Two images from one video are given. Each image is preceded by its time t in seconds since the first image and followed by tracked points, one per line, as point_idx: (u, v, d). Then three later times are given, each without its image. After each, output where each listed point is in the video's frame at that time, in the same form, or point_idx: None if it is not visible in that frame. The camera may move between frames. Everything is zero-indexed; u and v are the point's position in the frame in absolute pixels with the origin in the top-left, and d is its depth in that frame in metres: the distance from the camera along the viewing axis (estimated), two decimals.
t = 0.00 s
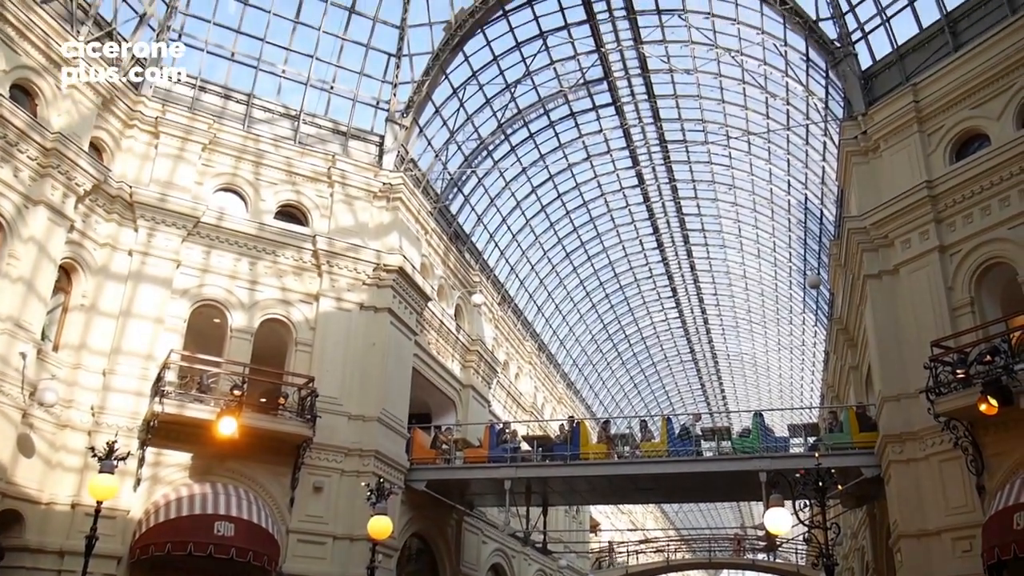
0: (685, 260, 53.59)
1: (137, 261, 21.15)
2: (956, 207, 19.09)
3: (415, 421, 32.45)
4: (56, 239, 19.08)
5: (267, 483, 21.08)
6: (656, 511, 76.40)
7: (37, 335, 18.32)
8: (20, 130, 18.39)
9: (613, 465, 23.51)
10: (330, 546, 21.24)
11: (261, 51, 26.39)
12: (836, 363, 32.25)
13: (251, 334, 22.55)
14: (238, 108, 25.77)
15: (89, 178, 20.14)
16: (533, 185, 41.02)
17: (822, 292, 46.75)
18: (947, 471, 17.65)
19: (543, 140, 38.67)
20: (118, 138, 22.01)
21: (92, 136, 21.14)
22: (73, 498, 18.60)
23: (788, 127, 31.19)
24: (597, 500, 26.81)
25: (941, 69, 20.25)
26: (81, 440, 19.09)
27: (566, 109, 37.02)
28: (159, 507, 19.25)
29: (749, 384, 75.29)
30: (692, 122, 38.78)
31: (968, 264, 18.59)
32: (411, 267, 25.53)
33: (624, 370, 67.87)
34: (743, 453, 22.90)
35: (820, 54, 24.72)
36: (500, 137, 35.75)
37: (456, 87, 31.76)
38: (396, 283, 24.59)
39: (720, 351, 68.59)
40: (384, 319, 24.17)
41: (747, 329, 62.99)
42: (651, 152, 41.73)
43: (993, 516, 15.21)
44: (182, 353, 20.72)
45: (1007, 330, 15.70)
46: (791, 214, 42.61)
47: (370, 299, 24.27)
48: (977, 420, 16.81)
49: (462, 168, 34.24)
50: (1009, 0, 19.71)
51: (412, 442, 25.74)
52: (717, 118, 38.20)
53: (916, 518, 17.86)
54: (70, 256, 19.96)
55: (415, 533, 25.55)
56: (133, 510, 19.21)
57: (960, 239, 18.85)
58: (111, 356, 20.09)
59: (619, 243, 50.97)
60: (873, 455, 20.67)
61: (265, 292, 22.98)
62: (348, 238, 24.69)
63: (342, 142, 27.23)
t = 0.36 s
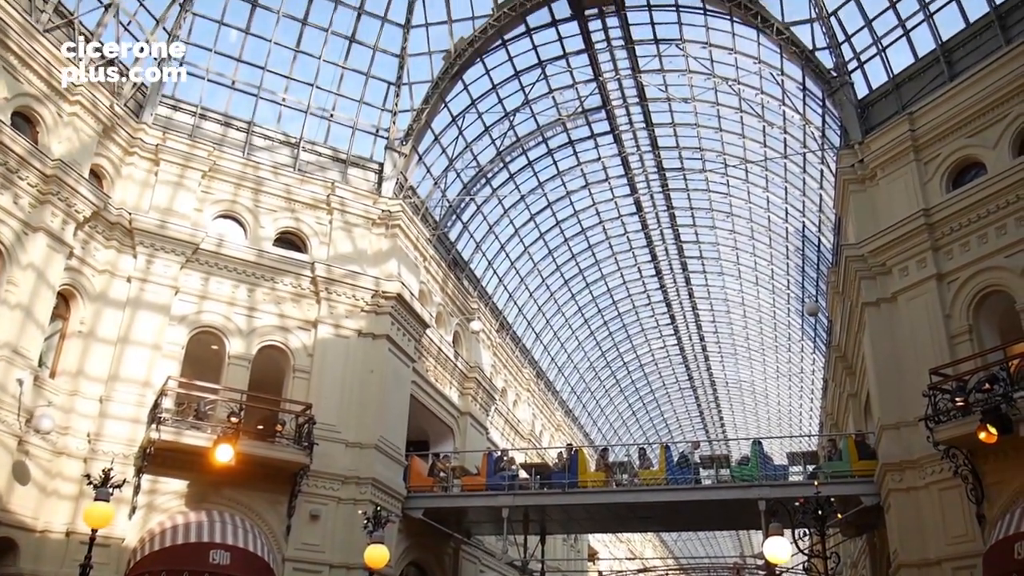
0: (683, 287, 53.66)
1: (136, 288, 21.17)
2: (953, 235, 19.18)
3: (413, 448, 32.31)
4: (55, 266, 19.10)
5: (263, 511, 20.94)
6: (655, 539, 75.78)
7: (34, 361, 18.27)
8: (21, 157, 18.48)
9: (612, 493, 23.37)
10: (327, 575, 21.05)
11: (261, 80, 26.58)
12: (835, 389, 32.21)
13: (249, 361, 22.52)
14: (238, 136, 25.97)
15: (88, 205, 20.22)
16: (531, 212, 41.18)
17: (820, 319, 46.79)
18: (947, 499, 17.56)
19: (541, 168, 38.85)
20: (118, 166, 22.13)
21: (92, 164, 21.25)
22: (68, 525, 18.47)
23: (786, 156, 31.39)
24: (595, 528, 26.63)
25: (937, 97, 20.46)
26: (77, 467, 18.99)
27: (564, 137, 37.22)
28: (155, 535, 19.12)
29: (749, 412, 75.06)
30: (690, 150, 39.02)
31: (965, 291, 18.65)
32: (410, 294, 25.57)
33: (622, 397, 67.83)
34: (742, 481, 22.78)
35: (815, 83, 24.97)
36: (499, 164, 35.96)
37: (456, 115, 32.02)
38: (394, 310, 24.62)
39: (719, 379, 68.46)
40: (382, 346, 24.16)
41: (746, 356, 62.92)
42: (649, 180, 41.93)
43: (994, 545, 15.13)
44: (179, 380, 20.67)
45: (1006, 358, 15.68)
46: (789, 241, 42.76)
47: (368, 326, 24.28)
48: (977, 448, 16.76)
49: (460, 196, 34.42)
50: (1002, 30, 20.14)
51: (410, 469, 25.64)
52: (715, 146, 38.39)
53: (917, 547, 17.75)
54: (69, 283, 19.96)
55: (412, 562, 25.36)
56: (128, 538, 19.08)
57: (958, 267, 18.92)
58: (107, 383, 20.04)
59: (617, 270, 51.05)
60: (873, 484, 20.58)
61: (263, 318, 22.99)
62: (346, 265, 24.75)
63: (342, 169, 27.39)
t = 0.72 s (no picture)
0: (683, 315, 53.69)
1: (134, 315, 21.18)
2: (952, 263, 19.25)
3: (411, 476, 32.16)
4: (54, 293, 19.10)
5: (260, 541, 20.77)
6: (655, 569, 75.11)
7: (31, 390, 18.20)
8: (21, 185, 18.56)
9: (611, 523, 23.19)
10: None
11: (263, 108, 26.81)
12: (834, 418, 32.13)
13: (247, 389, 22.46)
14: (238, 164, 26.14)
15: (88, 233, 20.27)
16: (530, 240, 41.31)
17: (819, 348, 46.74)
18: (948, 529, 17.44)
19: (541, 196, 39.04)
20: (118, 193, 22.23)
21: (93, 192, 21.35)
22: (62, 554, 18.33)
23: (784, 185, 31.55)
24: (594, 558, 26.41)
25: (934, 127, 20.64)
26: (73, 496, 18.86)
27: (563, 165, 37.41)
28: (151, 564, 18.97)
29: (748, 441, 74.76)
30: (689, 179, 39.23)
31: (965, 320, 18.67)
32: (409, 323, 25.56)
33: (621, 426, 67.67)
34: (742, 511, 22.62)
35: (813, 113, 25.16)
36: (498, 193, 36.14)
37: (455, 144, 32.26)
38: (393, 337, 24.60)
39: (718, 408, 68.25)
40: (380, 374, 24.11)
41: (745, 385, 62.77)
42: (648, 209, 42.08)
43: None
44: (176, 409, 20.60)
45: (1006, 388, 15.64)
46: (788, 270, 42.84)
47: (367, 354, 24.24)
48: (977, 478, 16.69)
49: (460, 224, 34.55)
50: (998, 61, 20.43)
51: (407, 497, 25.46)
52: (713, 175, 38.58)
53: None
54: (68, 310, 19.95)
55: None
56: (123, 567, 18.93)
57: (957, 296, 18.95)
58: (105, 411, 19.97)
59: (616, 299, 51.10)
60: (874, 514, 20.46)
61: (262, 346, 22.96)
62: (346, 293, 24.77)
63: (342, 198, 27.52)
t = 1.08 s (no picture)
0: (682, 345, 53.61)
1: (133, 344, 21.17)
2: (951, 293, 19.29)
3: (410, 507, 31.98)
4: (53, 321, 19.11)
5: (256, 572, 20.57)
6: None
7: (28, 418, 18.14)
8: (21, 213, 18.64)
9: (612, 554, 22.99)
10: None
11: (264, 138, 27.00)
12: (835, 448, 32.01)
13: (246, 418, 22.39)
14: (239, 193, 26.29)
15: (88, 261, 20.33)
16: (530, 269, 41.42)
17: (820, 377, 46.63)
18: (951, 561, 17.29)
19: (540, 226, 39.17)
20: (119, 222, 22.34)
21: (93, 221, 21.45)
22: None
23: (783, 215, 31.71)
24: None
25: (933, 158, 20.77)
26: (69, 525, 18.72)
27: (563, 195, 37.60)
28: None
29: (749, 471, 74.32)
30: (688, 209, 39.40)
31: (965, 350, 18.67)
32: (408, 351, 25.56)
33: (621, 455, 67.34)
34: (743, 542, 22.47)
35: (811, 144, 25.46)
36: (498, 223, 36.31)
37: (456, 173, 32.45)
38: (393, 366, 24.57)
39: (719, 438, 67.96)
40: (379, 403, 24.02)
41: (746, 415, 62.52)
42: (648, 239, 42.21)
43: None
44: (174, 438, 20.53)
45: (1007, 418, 15.57)
46: (787, 299, 42.88)
47: (366, 383, 24.18)
48: (980, 509, 16.57)
49: (459, 253, 34.64)
50: (995, 92, 20.59)
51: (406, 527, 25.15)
52: (712, 205, 38.69)
53: None
54: (66, 338, 19.94)
55: None
56: None
57: (957, 325, 18.97)
58: (102, 439, 19.89)
59: (615, 329, 51.07)
60: (876, 545, 20.30)
61: (261, 375, 22.92)
62: (345, 321, 24.78)
63: (342, 227, 27.65)
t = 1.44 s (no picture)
0: (683, 375, 53.48)
1: (132, 373, 21.13)
2: (951, 323, 19.32)
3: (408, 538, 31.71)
4: (52, 351, 19.08)
5: None
6: None
7: (25, 448, 18.04)
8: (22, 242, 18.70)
9: None
10: None
11: (264, 168, 27.22)
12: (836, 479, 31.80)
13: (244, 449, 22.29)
14: (240, 224, 26.44)
15: (88, 290, 20.38)
16: (530, 299, 41.46)
17: (821, 409, 46.41)
18: None
19: (540, 256, 39.28)
20: (120, 251, 22.42)
21: (94, 250, 21.53)
22: None
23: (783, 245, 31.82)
24: None
25: (932, 189, 20.87)
26: (64, 556, 18.55)
27: (563, 226, 37.72)
28: None
29: (750, 503, 73.76)
30: (687, 240, 39.50)
31: (965, 381, 18.66)
32: (407, 382, 25.51)
33: (621, 486, 66.91)
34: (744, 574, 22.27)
35: (811, 176, 25.64)
36: (498, 253, 36.46)
37: (456, 204, 32.65)
38: (392, 397, 24.50)
39: (719, 469, 67.54)
40: (379, 434, 23.91)
41: (747, 446, 62.15)
42: (648, 269, 42.27)
43: None
44: (172, 468, 20.42)
45: (1008, 450, 15.48)
46: (787, 330, 42.83)
47: (365, 414, 24.10)
48: (982, 541, 16.47)
49: (459, 284, 34.74)
50: (992, 125, 20.75)
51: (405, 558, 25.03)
52: (712, 235, 38.82)
53: None
54: (65, 367, 19.91)
55: None
56: None
57: (957, 356, 18.98)
58: (99, 469, 19.79)
59: (616, 359, 50.96)
60: None
61: (260, 406, 22.87)
62: (344, 352, 24.77)
63: (342, 257, 27.75)
